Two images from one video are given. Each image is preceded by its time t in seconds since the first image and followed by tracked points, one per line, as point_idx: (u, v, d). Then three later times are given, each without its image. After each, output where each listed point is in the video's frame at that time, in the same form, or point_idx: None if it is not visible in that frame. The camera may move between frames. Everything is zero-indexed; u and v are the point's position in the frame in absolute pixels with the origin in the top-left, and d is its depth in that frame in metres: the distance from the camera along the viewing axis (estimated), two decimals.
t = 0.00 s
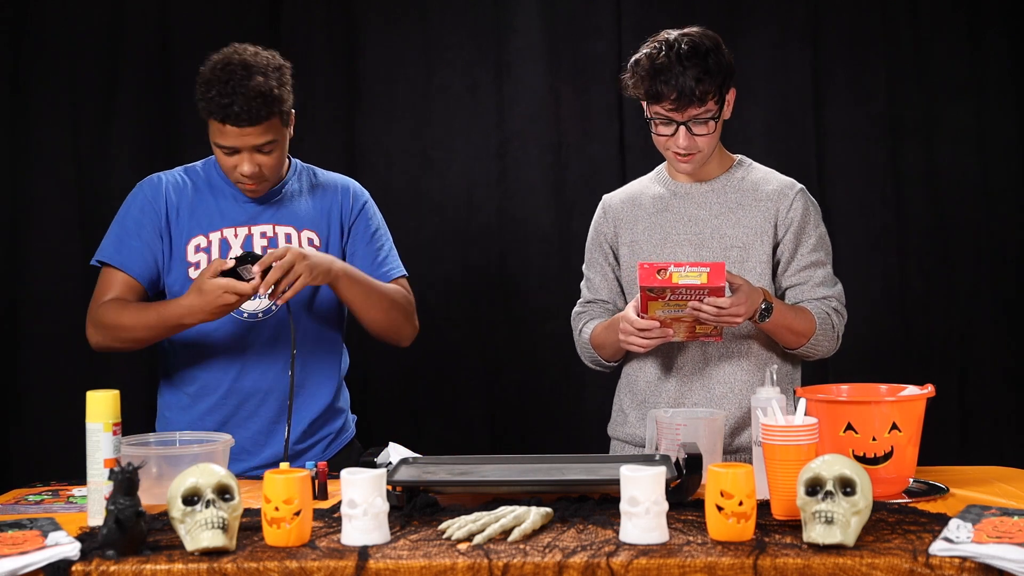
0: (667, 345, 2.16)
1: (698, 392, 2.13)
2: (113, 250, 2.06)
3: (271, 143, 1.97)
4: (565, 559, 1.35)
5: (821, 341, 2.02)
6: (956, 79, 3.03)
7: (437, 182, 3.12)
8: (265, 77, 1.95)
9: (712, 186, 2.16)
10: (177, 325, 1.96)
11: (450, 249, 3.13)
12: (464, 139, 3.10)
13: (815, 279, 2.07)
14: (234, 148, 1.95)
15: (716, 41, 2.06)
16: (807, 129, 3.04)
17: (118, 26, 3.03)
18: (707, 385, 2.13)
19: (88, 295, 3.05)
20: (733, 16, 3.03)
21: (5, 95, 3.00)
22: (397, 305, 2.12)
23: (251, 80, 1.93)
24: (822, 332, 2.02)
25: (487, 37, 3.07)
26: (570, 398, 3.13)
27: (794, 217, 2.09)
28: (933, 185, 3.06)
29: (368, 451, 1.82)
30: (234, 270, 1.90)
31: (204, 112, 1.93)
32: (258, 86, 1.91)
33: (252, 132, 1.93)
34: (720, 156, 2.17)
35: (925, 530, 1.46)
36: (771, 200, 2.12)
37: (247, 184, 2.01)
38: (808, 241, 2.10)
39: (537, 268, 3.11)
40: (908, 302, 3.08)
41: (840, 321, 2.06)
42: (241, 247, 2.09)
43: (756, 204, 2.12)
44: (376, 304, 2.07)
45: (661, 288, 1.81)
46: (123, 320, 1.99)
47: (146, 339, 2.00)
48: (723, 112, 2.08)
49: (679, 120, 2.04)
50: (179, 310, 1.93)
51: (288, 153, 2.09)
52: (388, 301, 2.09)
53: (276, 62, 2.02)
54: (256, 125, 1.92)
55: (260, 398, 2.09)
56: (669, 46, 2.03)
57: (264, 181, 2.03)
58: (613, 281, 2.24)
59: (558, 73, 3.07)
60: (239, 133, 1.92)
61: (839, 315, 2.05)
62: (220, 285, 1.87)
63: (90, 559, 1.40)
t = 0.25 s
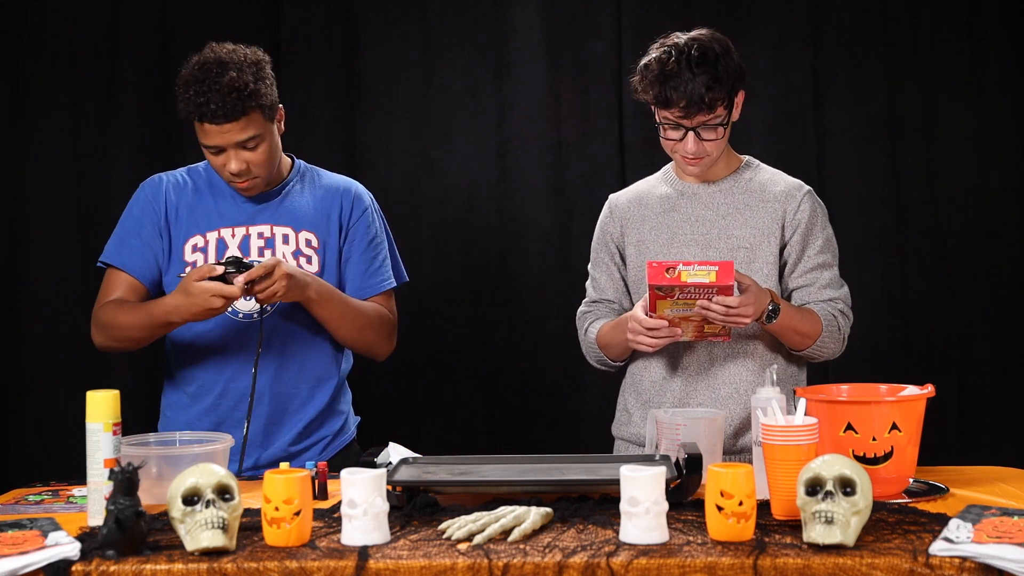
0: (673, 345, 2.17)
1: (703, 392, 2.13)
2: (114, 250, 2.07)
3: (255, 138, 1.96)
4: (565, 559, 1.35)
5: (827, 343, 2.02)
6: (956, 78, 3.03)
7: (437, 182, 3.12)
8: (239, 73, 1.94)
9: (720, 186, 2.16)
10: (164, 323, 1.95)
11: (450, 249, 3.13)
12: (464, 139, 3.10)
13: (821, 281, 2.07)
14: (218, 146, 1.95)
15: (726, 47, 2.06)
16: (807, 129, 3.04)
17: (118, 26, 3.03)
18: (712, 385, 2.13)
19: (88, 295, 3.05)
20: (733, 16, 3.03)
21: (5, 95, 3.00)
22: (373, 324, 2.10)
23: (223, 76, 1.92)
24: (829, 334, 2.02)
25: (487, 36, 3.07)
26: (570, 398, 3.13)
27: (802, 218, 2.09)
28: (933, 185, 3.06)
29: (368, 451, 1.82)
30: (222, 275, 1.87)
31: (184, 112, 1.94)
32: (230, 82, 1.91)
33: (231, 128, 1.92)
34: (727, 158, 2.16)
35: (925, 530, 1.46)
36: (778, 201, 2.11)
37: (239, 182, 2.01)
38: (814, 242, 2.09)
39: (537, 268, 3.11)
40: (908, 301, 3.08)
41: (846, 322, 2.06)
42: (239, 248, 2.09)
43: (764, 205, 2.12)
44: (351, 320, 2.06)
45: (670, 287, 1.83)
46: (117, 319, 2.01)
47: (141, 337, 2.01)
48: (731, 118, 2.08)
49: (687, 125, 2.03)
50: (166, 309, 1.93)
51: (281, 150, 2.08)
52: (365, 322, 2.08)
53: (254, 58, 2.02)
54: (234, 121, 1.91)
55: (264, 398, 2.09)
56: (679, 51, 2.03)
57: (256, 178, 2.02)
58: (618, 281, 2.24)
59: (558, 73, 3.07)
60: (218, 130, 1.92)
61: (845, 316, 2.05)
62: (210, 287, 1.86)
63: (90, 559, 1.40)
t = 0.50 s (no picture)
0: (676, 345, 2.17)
1: (706, 392, 2.13)
2: (116, 254, 2.08)
3: (250, 137, 1.95)
4: (565, 559, 1.35)
5: (830, 344, 2.02)
6: (956, 78, 3.03)
7: (437, 182, 3.12)
8: (235, 71, 1.94)
9: (725, 186, 2.15)
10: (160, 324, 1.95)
11: (450, 249, 3.13)
12: (464, 139, 3.10)
13: (825, 282, 2.07)
14: (215, 145, 1.95)
15: (731, 53, 2.05)
16: (807, 129, 3.04)
17: (118, 26, 3.03)
18: (716, 385, 2.13)
19: (88, 295, 3.05)
20: (733, 16, 3.03)
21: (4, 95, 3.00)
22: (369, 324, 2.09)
23: (218, 74, 1.92)
24: (832, 334, 2.02)
25: (487, 37, 3.07)
26: (570, 398, 3.13)
27: (807, 219, 2.09)
28: (933, 185, 3.06)
29: (368, 451, 1.82)
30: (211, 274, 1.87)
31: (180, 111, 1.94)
32: (225, 80, 1.91)
33: (227, 126, 1.92)
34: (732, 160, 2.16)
35: (925, 530, 1.46)
36: (784, 201, 2.11)
37: (236, 181, 2.01)
38: (819, 243, 2.09)
39: (537, 268, 3.11)
40: (908, 302, 3.08)
41: (850, 323, 2.06)
42: (236, 248, 2.09)
43: (769, 205, 2.12)
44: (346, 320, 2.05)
45: (680, 282, 1.83)
46: (116, 321, 2.02)
47: (140, 339, 2.02)
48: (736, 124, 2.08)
49: (692, 133, 2.03)
50: (161, 311, 1.93)
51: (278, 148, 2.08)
52: (360, 323, 2.07)
53: (250, 56, 2.02)
54: (229, 119, 1.91)
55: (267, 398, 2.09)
56: (684, 59, 2.02)
57: (253, 177, 2.02)
58: (621, 280, 2.24)
59: (558, 73, 3.07)
60: (214, 128, 1.92)
61: (849, 317, 2.05)
62: (198, 288, 1.86)
63: (90, 559, 1.40)
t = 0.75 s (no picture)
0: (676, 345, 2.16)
1: (707, 392, 2.13)
2: (116, 256, 2.08)
3: (245, 136, 1.95)
4: (565, 559, 1.35)
5: (831, 346, 2.03)
6: (956, 78, 3.03)
7: (437, 182, 3.12)
8: (227, 70, 1.94)
9: (727, 187, 2.15)
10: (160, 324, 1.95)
11: (450, 249, 3.13)
12: (464, 139, 3.10)
13: (826, 283, 2.07)
14: (209, 145, 1.95)
15: (732, 56, 2.05)
16: (808, 129, 3.04)
17: (118, 26, 3.03)
18: (716, 386, 2.13)
19: (88, 295, 3.05)
20: (733, 16, 3.03)
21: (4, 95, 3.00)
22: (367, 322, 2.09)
23: (211, 74, 1.92)
24: (833, 335, 2.02)
25: (487, 37, 3.07)
26: (570, 398, 3.13)
27: (809, 220, 2.09)
28: (933, 185, 3.06)
29: (368, 451, 1.82)
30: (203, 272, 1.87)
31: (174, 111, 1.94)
32: (217, 79, 1.91)
33: (220, 125, 1.92)
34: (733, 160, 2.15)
35: (925, 530, 1.46)
36: (785, 202, 2.11)
37: (233, 180, 2.01)
38: (820, 244, 2.10)
39: (537, 268, 3.11)
40: (908, 301, 3.08)
41: (851, 324, 2.06)
42: (233, 248, 2.09)
43: (771, 206, 2.12)
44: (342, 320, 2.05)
45: (686, 283, 1.83)
46: (118, 324, 2.02)
47: (142, 340, 2.02)
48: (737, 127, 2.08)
49: (694, 136, 2.03)
50: (160, 312, 1.93)
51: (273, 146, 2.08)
52: (358, 323, 2.07)
53: (242, 55, 2.02)
54: (223, 118, 1.91)
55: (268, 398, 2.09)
56: (684, 62, 2.02)
57: (250, 176, 2.02)
58: (622, 280, 2.24)
59: (557, 73, 3.07)
60: (207, 128, 1.92)
61: (849, 318, 2.05)
62: (192, 288, 1.87)
63: (89, 559, 1.40)
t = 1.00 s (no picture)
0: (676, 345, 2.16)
1: (706, 392, 2.13)
2: (117, 266, 2.10)
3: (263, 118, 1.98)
4: (565, 559, 1.35)
5: (831, 346, 2.03)
6: (956, 78, 3.03)
7: (437, 182, 3.12)
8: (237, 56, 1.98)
9: (727, 187, 2.15)
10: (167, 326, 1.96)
11: (450, 249, 3.13)
12: (464, 139, 3.10)
13: (826, 283, 2.07)
14: (228, 130, 1.95)
15: (730, 57, 2.05)
16: (808, 129, 3.04)
17: (118, 26, 3.03)
18: (716, 386, 2.13)
19: (88, 295, 3.05)
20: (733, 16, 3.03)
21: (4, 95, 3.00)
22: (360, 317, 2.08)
23: (225, 58, 1.95)
24: (833, 335, 2.02)
25: (487, 37, 3.07)
26: (570, 397, 3.13)
27: (808, 220, 2.09)
28: (933, 185, 3.06)
29: (368, 451, 1.82)
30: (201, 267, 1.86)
31: (190, 100, 1.94)
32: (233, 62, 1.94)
33: (242, 106, 1.94)
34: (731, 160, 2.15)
35: (925, 530, 1.46)
36: (785, 202, 2.11)
37: (247, 169, 2.01)
38: (820, 244, 2.10)
39: (537, 268, 3.11)
40: (908, 301, 3.08)
41: (850, 324, 2.06)
42: (230, 249, 2.09)
43: (771, 206, 2.12)
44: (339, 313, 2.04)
45: (686, 283, 1.83)
46: (129, 333, 2.03)
47: (152, 347, 2.02)
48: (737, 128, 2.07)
49: (693, 138, 2.03)
50: (166, 314, 1.94)
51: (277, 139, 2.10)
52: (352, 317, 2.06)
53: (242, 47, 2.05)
54: (244, 98, 1.94)
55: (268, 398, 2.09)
56: (683, 64, 2.02)
57: (263, 163, 2.03)
58: (620, 280, 2.24)
59: (557, 73, 3.07)
60: (229, 111, 1.93)
61: (849, 317, 2.05)
62: (185, 283, 1.86)
63: (90, 559, 1.40)
